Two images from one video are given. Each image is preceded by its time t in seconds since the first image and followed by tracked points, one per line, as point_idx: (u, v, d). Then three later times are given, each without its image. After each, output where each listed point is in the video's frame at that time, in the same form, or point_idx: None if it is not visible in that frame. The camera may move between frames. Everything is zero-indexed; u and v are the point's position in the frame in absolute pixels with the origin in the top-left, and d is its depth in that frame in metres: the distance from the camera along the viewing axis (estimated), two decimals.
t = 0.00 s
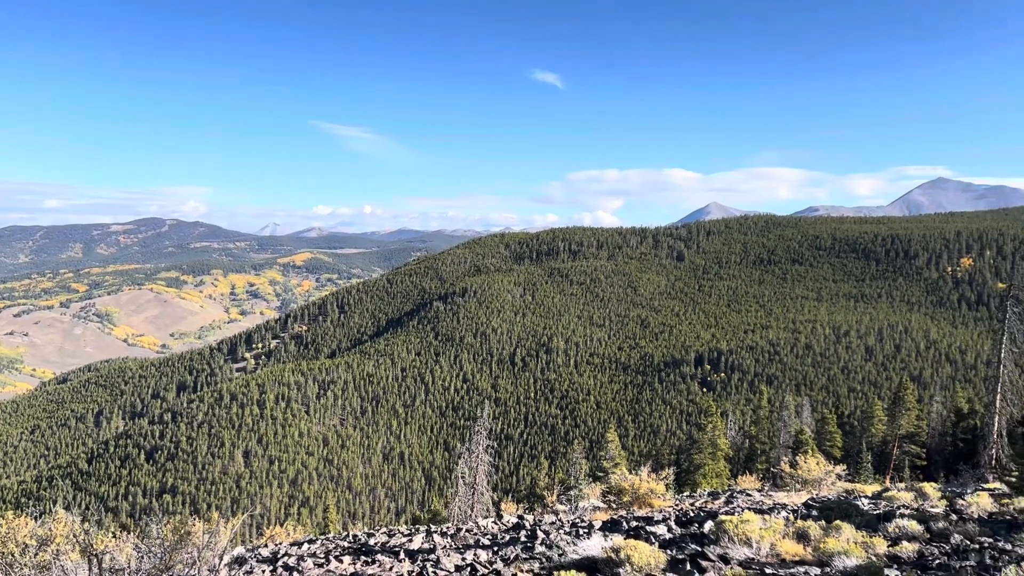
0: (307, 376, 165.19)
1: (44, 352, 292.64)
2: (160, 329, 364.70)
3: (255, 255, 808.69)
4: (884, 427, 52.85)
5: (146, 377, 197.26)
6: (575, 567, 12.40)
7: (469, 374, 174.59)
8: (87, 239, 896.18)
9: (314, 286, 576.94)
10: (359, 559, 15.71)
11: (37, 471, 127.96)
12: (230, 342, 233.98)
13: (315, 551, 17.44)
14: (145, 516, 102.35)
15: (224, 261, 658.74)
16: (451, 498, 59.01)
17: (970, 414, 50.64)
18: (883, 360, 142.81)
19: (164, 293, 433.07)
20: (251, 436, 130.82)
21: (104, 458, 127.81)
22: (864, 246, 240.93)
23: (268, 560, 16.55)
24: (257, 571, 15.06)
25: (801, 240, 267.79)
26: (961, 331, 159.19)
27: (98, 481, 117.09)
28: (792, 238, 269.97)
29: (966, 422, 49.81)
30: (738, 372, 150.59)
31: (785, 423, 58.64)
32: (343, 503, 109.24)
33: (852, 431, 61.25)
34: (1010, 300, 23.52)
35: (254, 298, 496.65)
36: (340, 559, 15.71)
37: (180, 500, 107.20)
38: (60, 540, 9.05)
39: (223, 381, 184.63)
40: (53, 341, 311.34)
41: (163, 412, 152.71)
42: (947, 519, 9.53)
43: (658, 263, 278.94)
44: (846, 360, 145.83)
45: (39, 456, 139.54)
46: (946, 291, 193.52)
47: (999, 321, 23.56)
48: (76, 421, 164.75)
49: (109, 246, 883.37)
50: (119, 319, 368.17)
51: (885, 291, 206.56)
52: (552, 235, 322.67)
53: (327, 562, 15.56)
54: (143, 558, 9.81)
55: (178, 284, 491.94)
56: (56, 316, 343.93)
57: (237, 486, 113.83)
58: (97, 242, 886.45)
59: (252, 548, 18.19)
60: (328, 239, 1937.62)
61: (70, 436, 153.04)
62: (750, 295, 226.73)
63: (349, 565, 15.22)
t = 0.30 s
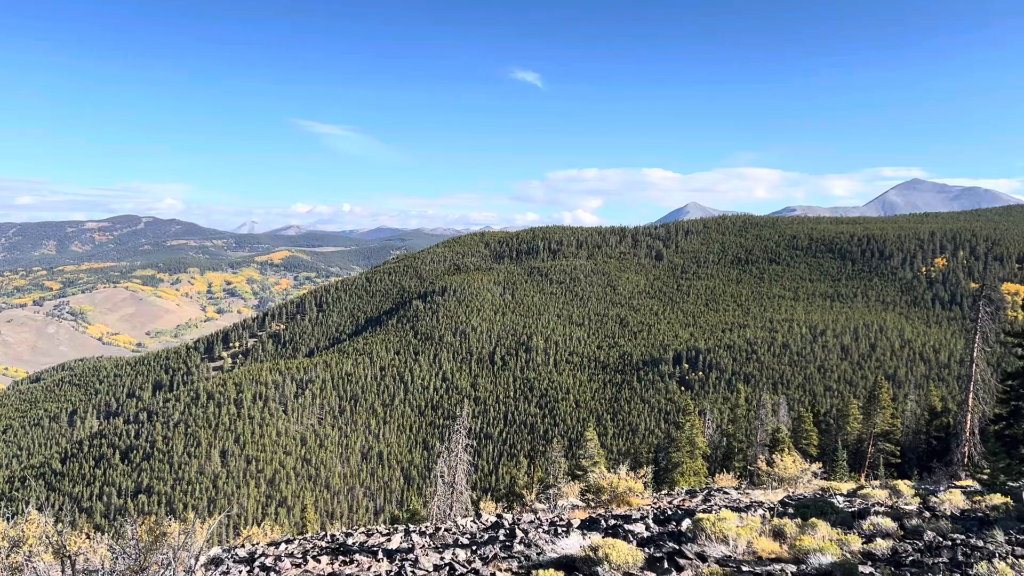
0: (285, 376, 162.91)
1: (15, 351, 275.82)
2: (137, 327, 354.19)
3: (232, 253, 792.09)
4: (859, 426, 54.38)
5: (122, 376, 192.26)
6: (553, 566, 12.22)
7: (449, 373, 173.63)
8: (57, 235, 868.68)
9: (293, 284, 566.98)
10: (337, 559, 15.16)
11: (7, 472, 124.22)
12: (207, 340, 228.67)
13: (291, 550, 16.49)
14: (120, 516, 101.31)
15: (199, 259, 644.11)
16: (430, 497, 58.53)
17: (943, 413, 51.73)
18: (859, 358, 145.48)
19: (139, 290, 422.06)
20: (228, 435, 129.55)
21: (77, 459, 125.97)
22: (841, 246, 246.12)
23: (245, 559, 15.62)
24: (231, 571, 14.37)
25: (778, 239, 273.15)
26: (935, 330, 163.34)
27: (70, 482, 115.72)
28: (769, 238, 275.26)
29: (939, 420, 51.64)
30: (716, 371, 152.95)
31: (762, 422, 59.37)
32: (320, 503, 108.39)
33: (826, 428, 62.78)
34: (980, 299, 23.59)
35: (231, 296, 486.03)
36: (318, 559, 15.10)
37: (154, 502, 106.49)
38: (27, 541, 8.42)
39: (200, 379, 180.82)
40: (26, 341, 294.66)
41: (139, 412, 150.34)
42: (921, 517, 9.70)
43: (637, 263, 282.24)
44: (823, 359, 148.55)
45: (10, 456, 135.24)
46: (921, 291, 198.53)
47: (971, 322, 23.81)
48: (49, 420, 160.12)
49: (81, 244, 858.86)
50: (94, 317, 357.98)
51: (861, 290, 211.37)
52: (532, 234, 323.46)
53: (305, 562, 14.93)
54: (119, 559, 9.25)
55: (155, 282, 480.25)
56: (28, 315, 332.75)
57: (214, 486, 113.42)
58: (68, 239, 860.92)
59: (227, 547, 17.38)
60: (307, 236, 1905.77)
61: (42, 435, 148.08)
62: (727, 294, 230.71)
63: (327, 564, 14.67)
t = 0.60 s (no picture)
0: (263, 374, 160.46)
1: None
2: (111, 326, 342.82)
3: (208, 250, 774.78)
4: (834, 424, 55.50)
5: (98, 373, 187.37)
6: (531, 564, 12.05)
7: (428, 372, 172.53)
8: (25, 230, 841.69)
9: (271, 282, 555.91)
10: (314, 558, 14.64)
11: None
12: (183, 338, 223.15)
13: (267, 549, 16.01)
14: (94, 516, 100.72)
15: (175, 256, 629.42)
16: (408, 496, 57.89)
17: (916, 411, 52.77)
18: (835, 357, 148.25)
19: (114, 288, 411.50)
20: (205, 435, 128.41)
21: (49, 458, 124.04)
22: (818, 246, 252.67)
23: (220, 559, 15.07)
24: (205, 572, 13.84)
25: (755, 239, 278.45)
26: (909, 330, 167.25)
27: (42, 482, 114.44)
28: (747, 237, 280.31)
29: (914, 419, 52.21)
30: (694, 370, 155.20)
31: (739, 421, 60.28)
32: (298, 502, 107.48)
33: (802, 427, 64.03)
34: (955, 300, 23.80)
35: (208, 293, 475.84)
36: (295, 558, 14.65)
37: (129, 501, 105.74)
38: None
39: (177, 377, 177.09)
40: None
41: (113, 411, 148.35)
42: (893, 513, 9.89)
43: (616, 262, 285.41)
44: (799, 358, 151.34)
45: None
46: (896, 291, 203.08)
47: (945, 322, 23.94)
48: (19, 420, 155.52)
49: (54, 240, 834.26)
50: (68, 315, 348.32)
51: (837, 290, 216.10)
52: (512, 232, 323.75)
53: (283, 560, 14.50)
54: (96, 559, 9.01)
55: (130, 279, 468.17)
56: None
57: (190, 485, 112.26)
58: (37, 235, 833.28)
59: (202, 546, 16.78)
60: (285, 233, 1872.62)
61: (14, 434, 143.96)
62: (704, 294, 234.49)
63: (304, 564, 14.20)
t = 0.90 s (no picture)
0: (240, 373, 157.77)
1: None
2: (85, 322, 331.15)
3: (183, 248, 757.13)
4: (810, 423, 56.00)
5: (72, 372, 181.86)
6: (509, 563, 11.89)
7: (407, 371, 171.04)
8: None
9: (248, 280, 543.07)
10: (291, 558, 14.14)
11: None
12: (159, 337, 217.85)
13: (243, 549, 15.48)
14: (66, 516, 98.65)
15: (149, 253, 613.44)
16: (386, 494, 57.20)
17: (891, 410, 53.44)
18: (811, 357, 150.55)
19: (88, 285, 400.25)
20: (181, 434, 126.12)
21: (19, 458, 121.07)
22: (795, 246, 258.72)
23: (196, 560, 14.53)
24: (181, 572, 13.36)
25: (733, 239, 283.72)
26: (885, 330, 170.33)
27: (12, 482, 111.54)
28: (725, 238, 285.43)
29: (887, 418, 52.64)
30: (671, 369, 156.94)
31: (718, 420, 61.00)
32: (276, 501, 105.95)
33: (780, 427, 64.61)
34: (929, 300, 24.40)
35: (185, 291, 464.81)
36: (271, 557, 14.17)
37: (103, 500, 103.63)
38: None
39: (153, 375, 173.14)
40: None
41: (86, 410, 144.86)
42: (868, 511, 10.06)
43: (596, 261, 287.67)
44: (776, 357, 153.92)
45: None
46: (871, 291, 207.08)
47: (919, 321, 24.51)
48: None
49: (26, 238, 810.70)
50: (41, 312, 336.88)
51: (813, 290, 220.62)
52: (492, 231, 323.37)
53: (259, 559, 14.04)
54: (67, 561, 8.78)
55: (104, 276, 455.19)
56: None
57: (165, 485, 110.41)
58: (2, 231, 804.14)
59: (176, 547, 16.20)
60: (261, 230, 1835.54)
61: None
62: (682, 293, 237.99)
63: (277, 564, 13.70)
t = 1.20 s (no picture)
0: (216, 371, 154.81)
1: None
2: (59, 321, 317.58)
3: (157, 245, 737.85)
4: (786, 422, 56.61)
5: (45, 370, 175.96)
6: (488, 561, 11.75)
7: (386, 370, 169.19)
8: None
9: (224, 278, 530.25)
10: (269, 558, 13.63)
11: None
12: (134, 335, 212.79)
13: (219, 549, 14.81)
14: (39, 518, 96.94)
15: (122, 250, 597.49)
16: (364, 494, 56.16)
17: (867, 409, 54.85)
18: (788, 356, 153.03)
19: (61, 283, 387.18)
20: (157, 432, 124.02)
21: None
22: (772, 246, 263.45)
23: (171, 560, 13.87)
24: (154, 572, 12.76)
25: (711, 239, 288.38)
26: (860, 329, 173.46)
27: None
28: (703, 238, 289.96)
29: (863, 417, 54.04)
30: (650, 368, 158.19)
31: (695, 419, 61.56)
32: (253, 501, 103.79)
33: (757, 426, 65.48)
34: (904, 300, 25.01)
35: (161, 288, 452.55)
36: (248, 558, 13.65)
37: (78, 501, 101.57)
38: None
39: (128, 374, 168.92)
40: None
41: (59, 409, 141.63)
42: (844, 509, 10.20)
43: (575, 260, 289.19)
44: (753, 356, 156.46)
45: None
46: (847, 291, 211.28)
47: (895, 321, 25.11)
48: None
49: None
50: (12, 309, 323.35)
51: (790, 290, 225.50)
52: (472, 230, 322.15)
53: (236, 560, 13.51)
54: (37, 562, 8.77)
55: (78, 274, 443.04)
56: None
57: (140, 485, 108.10)
58: None
59: (151, 546, 15.44)
60: (238, 228, 1797.58)
61: None
62: (661, 292, 240.72)
63: (251, 565, 13.15)
